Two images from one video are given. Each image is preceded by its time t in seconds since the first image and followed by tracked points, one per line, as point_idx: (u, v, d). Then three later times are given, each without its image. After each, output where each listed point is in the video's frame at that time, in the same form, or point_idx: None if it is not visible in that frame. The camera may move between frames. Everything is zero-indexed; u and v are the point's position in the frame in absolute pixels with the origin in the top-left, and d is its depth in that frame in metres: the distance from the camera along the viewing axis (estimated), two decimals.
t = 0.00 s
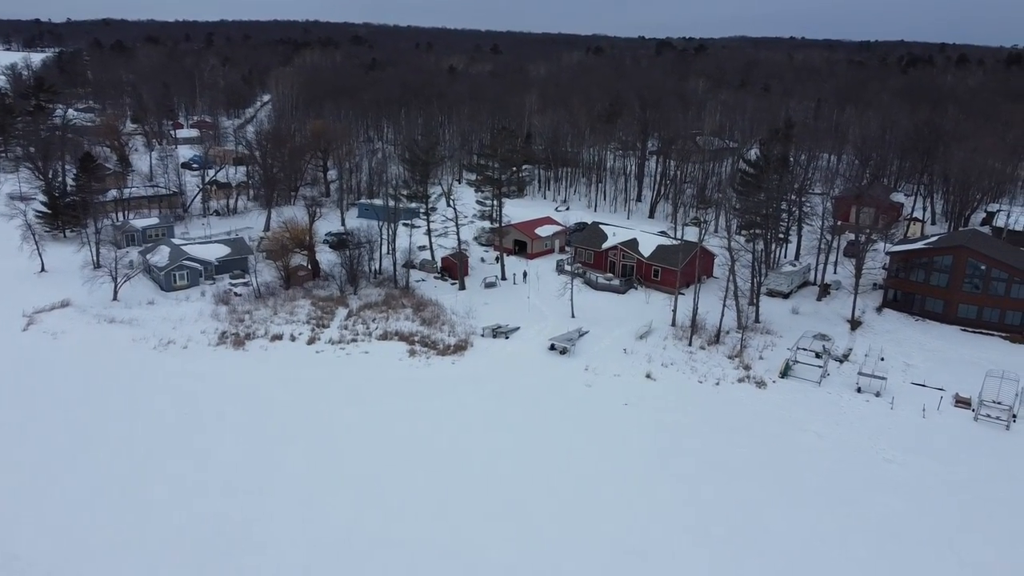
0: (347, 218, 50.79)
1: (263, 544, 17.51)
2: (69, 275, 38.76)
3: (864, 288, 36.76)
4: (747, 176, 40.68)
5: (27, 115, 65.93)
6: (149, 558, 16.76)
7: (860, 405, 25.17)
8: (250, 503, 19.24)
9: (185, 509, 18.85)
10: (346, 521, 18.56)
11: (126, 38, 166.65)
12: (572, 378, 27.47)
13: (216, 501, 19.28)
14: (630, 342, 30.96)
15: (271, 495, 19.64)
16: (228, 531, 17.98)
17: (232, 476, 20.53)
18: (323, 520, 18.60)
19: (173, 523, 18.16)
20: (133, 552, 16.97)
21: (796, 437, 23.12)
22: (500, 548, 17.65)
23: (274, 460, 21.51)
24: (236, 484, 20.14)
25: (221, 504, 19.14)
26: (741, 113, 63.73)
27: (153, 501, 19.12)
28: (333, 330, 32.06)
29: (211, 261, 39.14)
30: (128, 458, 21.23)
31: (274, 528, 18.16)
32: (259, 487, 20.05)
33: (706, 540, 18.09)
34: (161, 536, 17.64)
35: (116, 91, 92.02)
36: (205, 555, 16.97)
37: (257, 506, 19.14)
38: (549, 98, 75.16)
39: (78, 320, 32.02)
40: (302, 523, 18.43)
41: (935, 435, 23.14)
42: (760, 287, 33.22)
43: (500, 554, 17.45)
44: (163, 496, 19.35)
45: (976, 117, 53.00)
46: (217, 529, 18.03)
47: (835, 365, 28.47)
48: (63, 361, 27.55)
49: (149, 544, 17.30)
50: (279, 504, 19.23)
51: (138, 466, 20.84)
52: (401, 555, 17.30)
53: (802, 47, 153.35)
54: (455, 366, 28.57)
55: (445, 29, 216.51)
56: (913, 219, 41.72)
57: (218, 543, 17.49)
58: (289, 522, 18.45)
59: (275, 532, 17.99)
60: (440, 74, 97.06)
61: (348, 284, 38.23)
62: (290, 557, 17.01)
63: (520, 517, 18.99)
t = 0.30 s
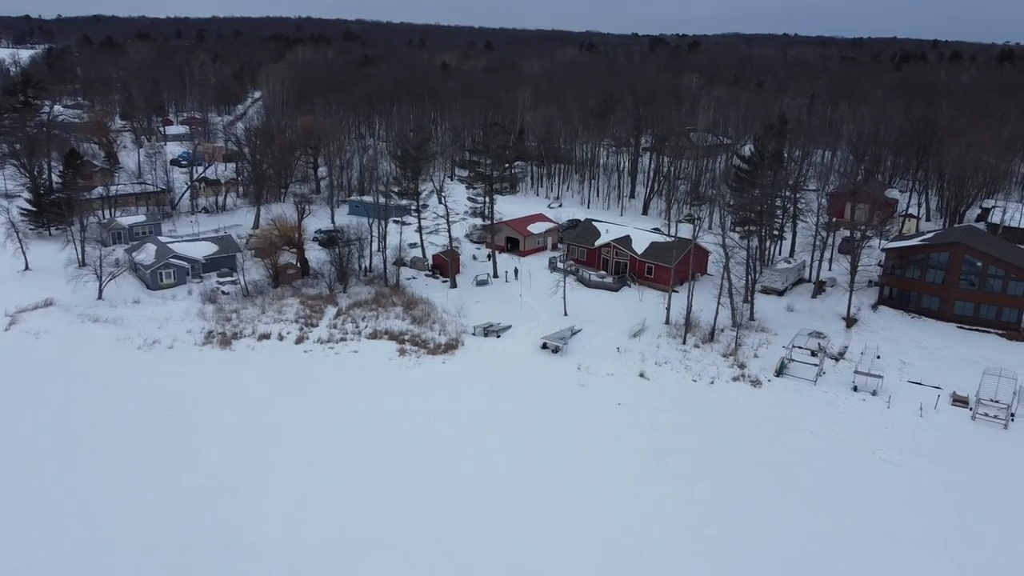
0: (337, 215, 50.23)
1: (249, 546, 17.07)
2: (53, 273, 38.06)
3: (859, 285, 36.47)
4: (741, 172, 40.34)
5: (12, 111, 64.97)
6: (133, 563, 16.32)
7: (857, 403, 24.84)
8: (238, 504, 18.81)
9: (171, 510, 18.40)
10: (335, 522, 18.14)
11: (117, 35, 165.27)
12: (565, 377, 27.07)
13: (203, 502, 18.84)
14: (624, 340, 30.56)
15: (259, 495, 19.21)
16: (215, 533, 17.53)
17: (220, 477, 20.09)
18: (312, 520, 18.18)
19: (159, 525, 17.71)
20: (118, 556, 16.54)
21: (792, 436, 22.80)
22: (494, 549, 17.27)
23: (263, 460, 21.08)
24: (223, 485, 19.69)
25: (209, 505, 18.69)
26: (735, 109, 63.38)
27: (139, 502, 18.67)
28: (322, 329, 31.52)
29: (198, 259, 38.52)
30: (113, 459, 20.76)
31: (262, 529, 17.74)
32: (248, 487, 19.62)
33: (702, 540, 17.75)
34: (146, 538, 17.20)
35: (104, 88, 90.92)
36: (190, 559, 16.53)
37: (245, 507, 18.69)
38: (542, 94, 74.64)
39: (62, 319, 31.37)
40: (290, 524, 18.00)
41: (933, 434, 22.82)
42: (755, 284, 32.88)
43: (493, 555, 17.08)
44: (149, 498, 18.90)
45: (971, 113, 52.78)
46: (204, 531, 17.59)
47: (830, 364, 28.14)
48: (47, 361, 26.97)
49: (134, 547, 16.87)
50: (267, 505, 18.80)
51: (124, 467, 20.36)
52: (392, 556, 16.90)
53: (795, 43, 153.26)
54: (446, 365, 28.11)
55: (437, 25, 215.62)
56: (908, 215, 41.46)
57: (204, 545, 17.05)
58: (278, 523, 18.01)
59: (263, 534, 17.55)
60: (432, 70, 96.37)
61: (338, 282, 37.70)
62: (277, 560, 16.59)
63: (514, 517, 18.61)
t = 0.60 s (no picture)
0: (330, 212, 49.68)
1: (236, 547, 16.65)
2: (39, 271, 37.44)
3: (856, 282, 36.14)
4: (738, 168, 39.98)
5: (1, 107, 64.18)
6: (117, 564, 15.88)
7: (856, 402, 24.49)
8: (226, 504, 18.37)
9: (157, 510, 17.95)
10: (324, 522, 17.72)
11: (109, 31, 164.21)
12: (560, 376, 26.66)
13: (190, 502, 18.39)
14: (619, 338, 30.15)
15: (248, 495, 18.76)
16: (201, 533, 17.09)
17: (208, 476, 19.64)
18: (300, 521, 17.75)
19: (144, 526, 17.26)
20: (101, 557, 16.10)
21: (791, 435, 22.44)
22: (487, 549, 16.88)
23: (252, 460, 20.63)
24: (212, 484, 19.24)
25: (196, 505, 18.25)
26: (731, 105, 63.10)
27: (124, 502, 18.21)
28: (313, 327, 31.03)
29: (187, 256, 37.97)
30: (99, 458, 20.28)
31: (250, 529, 17.32)
32: (236, 487, 19.18)
33: (699, 539, 17.40)
34: (131, 539, 16.76)
35: (96, 83, 90.03)
36: (174, 561, 16.09)
37: (233, 507, 18.24)
38: (537, 90, 74.22)
39: (47, 318, 30.75)
40: (278, 524, 17.57)
41: (933, 433, 22.48)
42: (751, 281, 32.53)
43: (485, 556, 16.69)
44: (134, 498, 18.43)
45: (968, 109, 52.51)
46: (191, 531, 17.15)
47: (829, 362, 27.78)
48: (31, 360, 26.41)
49: (118, 548, 16.44)
50: (256, 505, 18.36)
51: (109, 467, 19.88)
52: (383, 557, 16.50)
53: (791, 40, 153.00)
54: (438, 364, 27.66)
55: (432, 22, 215.10)
56: (906, 211, 41.16)
57: (190, 546, 16.62)
58: (266, 523, 17.58)
59: (251, 535, 17.12)
60: (426, 66, 95.75)
61: (329, 280, 37.19)
62: (264, 561, 16.17)
63: (508, 517, 18.22)
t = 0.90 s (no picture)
0: (323, 208, 49.14)
1: (222, 545, 16.26)
2: (26, 269, 36.83)
3: (855, 278, 35.76)
4: (735, 163, 39.56)
5: None
6: (99, 564, 15.44)
7: (855, 400, 24.12)
8: (214, 502, 17.97)
9: (142, 509, 17.52)
10: (313, 521, 17.32)
11: (102, 26, 163.01)
12: (556, 374, 26.23)
13: (176, 501, 17.96)
14: (615, 336, 29.73)
15: (237, 494, 18.37)
16: (186, 532, 16.68)
17: (198, 474, 19.24)
18: (289, 520, 17.34)
19: (129, 525, 16.85)
20: (83, 556, 15.67)
21: (789, 434, 22.04)
22: (479, 549, 16.50)
23: (240, 459, 20.16)
24: (200, 483, 18.82)
25: (183, 503, 17.84)
26: (727, 100, 62.68)
27: (110, 500, 17.79)
28: (304, 325, 30.51)
29: (177, 253, 37.41)
30: (84, 456, 19.85)
31: (237, 528, 16.90)
32: (225, 485, 18.76)
33: (695, 538, 17.05)
34: (116, 538, 16.35)
35: (87, 79, 89.09)
36: (157, 560, 15.66)
37: (221, 505, 17.86)
38: (533, 85, 73.68)
39: (32, 316, 30.16)
40: (266, 523, 17.19)
41: (935, 432, 22.12)
42: (749, 277, 32.13)
43: (478, 554, 16.32)
44: (120, 496, 18.01)
45: (966, 104, 52.16)
46: (176, 530, 16.74)
47: (828, 360, 27.42)
48: (14, 359, 25.84)
49: (104, 546, 16.03)
50: (243, 503, 17.95)
51: (95, 465, 19.44)
52: (373, 557, 16.10)
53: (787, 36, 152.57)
54: (431, 362, 27.20)
55: (428, 18, 214.14)
56: (904, 207, 40.81)
57: (175, 544, 16.25)
58: (254, 520, 17.25)
59: (238, 533, 16.74)
60: (421, 62, 95.13)
61: (322, 277, 36.66)
62: (249, 560, 15.78)
63: (501, 515, 17.86)
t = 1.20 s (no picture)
0: (316, 204, 48.61)
1: (209, 545, 15.82)
2: (13, 266, 36.25)
3: (854, 275, 35.41)
4: (732, 159, 39.19)
5: None
6: (79, 565, 14.97)
7: (855, 398, 23.78)
8: (200, 501, 17.51)
9: (127, 508, 17.06)
10: (302, 520, 16.89)
11: (95, 22, 161.74)
12: (551, 372, 25.82)
13: (161, 500, 17.50)
14: (612, 333, 29.33)
15: (225, 493, 17.92)
16: (172, 532, 16.23)
17: (184, 473, 18.77)
18: (278, 519, 16.91)
19: (113, 524, 16.39)
20: (64, 557, 15.19)
21: (788, 433, 21.69)
22: (472, 549, 16.08)
23: (227, 458, 19.69)
24: (187, 482, 18.36)
25: (168, 502, 17.38)
26: (724, 96, 62.29)
27: (94, 499, 17.32)
28: (295, 323, 30.02)
29: (167, 250, 36.88)
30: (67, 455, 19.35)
31: (224, 528, 16.45)
32: (213, 484, 18.31)
33: (694, 538, 16.68)
34: (100, 537, 15.89)
35: (79, 75, 88.25)
36: (141, 561, 15.20)
37: (207, 504, 17.40)
38: (528, 80, 73.20)
39: (17, 314, 29.59)
40: (254, 522, 16.75)
41: (936, 430, 21.76)
42: (746, 274, 31.76)
43: (471, 554, 15.91)
44: (104, 495, 17.53)
45: (964, 99, 51.85)
46: (162, 530, 16.28)
47: (827, 357, 27.07)
48: None
49: (86, 546, 15.56)
50: (230, 503, 17.50)
51: (78, 464, 18.94)
52: (363, 557, 15.67)
53: (783, 32, 152.36)
54: (425, 360, 26.76)
55: (424, 15, 213.21)
56: (903, 203, 40.49)
57: (160, 544, 15.80)
58: (242, 520, 16.80)
59: (225, 532, 16.30)
60: (416, 58, 94.55)
61: (313, 274, 36.14)
62: (237, 560, 15.34)
63: (495, 514, 17.46)
